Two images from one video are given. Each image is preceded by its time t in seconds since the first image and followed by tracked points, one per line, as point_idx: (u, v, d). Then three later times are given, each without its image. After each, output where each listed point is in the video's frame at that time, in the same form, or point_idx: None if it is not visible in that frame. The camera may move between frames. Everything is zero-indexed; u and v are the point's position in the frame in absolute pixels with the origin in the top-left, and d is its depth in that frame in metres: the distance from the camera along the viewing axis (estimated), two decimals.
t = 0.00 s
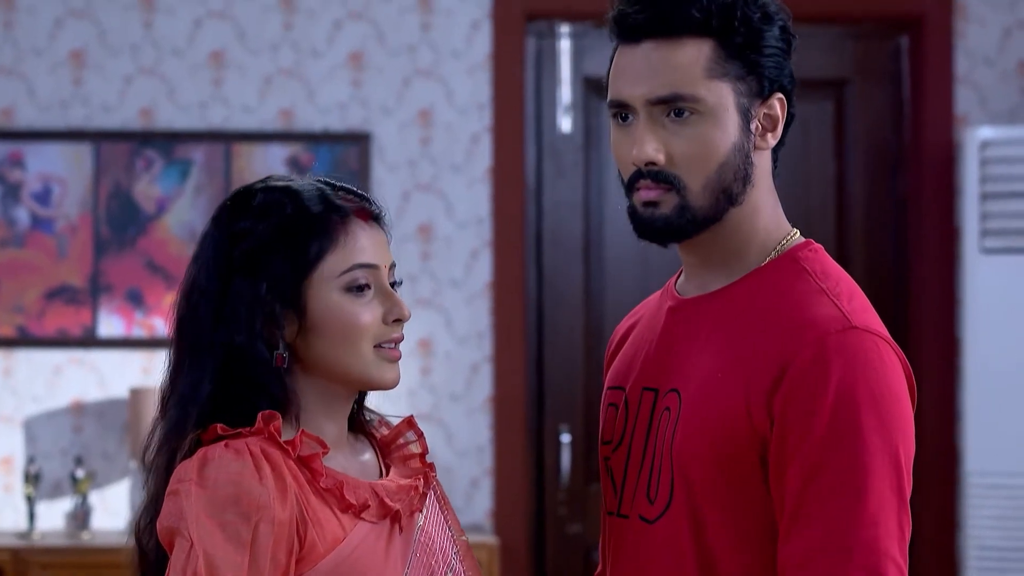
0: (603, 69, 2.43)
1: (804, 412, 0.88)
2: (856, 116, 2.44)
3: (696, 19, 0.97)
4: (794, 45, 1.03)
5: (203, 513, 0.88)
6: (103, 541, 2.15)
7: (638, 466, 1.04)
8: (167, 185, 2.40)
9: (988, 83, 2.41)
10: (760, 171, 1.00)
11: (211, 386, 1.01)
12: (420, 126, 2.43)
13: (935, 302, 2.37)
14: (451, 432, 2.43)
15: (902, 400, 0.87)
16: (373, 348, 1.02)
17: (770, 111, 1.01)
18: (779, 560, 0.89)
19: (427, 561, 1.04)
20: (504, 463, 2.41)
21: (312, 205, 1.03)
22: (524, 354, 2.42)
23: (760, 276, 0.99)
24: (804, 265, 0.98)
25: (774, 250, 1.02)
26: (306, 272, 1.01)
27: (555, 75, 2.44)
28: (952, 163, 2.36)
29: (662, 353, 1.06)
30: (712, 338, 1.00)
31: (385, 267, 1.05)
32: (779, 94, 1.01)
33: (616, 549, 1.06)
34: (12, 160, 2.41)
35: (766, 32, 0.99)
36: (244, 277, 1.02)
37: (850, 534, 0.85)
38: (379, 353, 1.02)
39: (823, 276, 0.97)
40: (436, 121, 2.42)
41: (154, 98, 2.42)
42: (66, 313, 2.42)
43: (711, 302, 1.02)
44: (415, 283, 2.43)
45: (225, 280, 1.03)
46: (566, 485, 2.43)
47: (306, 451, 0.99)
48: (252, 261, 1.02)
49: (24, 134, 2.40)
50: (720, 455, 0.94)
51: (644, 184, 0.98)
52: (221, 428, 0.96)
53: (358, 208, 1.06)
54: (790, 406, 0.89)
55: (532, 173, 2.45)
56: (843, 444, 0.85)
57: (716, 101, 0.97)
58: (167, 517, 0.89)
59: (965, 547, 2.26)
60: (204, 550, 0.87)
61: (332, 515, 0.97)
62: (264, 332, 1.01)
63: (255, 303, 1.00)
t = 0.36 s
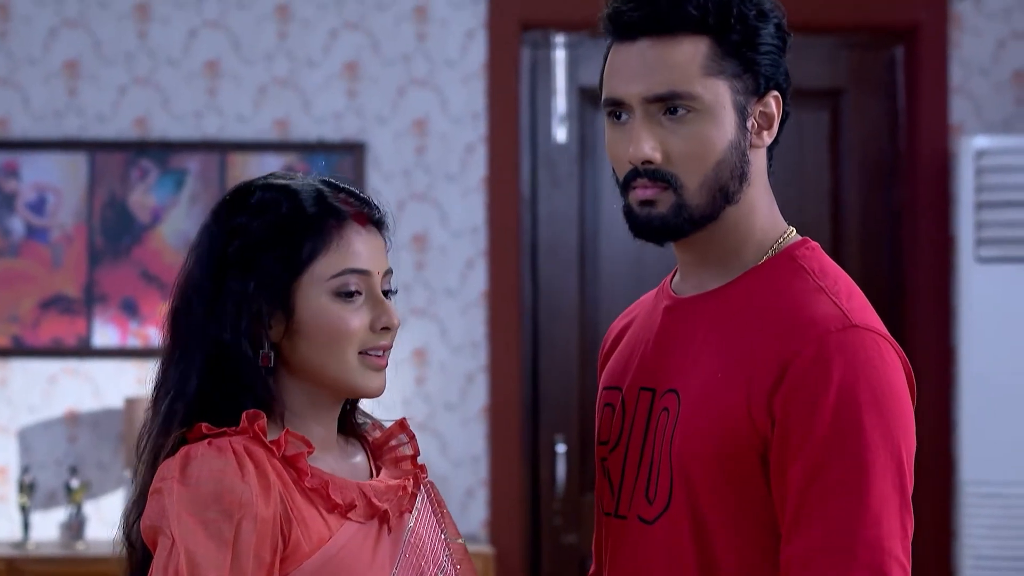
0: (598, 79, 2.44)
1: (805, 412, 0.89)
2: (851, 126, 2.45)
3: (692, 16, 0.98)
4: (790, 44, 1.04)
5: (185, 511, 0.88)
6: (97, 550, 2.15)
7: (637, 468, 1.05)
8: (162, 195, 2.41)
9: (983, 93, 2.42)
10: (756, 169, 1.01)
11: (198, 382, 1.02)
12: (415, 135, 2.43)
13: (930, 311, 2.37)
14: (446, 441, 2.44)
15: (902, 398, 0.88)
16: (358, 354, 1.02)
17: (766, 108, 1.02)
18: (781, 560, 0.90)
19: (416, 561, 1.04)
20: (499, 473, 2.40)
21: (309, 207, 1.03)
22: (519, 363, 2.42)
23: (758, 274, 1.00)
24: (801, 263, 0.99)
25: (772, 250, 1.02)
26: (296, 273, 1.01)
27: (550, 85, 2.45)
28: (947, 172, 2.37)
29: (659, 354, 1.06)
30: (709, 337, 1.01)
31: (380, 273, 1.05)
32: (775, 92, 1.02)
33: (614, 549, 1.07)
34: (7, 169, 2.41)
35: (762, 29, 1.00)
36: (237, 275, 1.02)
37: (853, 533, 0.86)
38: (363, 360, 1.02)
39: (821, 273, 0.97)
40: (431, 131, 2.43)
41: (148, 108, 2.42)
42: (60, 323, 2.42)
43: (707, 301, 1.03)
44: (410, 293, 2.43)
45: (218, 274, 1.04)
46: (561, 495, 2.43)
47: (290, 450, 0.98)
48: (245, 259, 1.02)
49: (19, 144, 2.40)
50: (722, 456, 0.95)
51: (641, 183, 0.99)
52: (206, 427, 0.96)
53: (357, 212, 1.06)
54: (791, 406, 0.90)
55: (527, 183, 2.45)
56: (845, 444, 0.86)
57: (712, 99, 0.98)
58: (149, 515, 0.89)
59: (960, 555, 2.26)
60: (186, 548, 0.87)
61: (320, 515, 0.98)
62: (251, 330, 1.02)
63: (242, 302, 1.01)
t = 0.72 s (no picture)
0: (595, 89, 2.45)
1: (804, 411, 0.89)
2: (847, 135, 2.47)
3: (694, 12, 0.99)
4: (790, 43, 1.05)
5: (174, 513, 0.89)
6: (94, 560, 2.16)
7: (635, 467, 1.05)
8: (159, 205, 2.41)
9: (981, 102, 2.42)
10: (755, 168, 1.02)
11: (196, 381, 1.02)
12: (412, 144, 2.43)
13: (928, 320, 2.38)
14: (443, 451, 2.43)
15: (901, 398, 0.89)
16: (353, 380, 1.00)
17: (766, 106, 1.02)
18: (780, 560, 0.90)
19: (409, 562, 1.04)
20: (496, 482, 2.40)
21: (329, 229, 1.02)
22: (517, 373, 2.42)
23: (757, 272, 1.00)
24: (801, 262, 0.99)
25: (772, 247, 1.02)
26: (304, 290, 1.00)
27: (547, 95, 2.46)
28: (945, 182, 2.38)
29: (658, 353, 1.07)
30: (707, 337, 1.01)
31: (389, 303, 1.03)
32: (776, 90, 1.03)
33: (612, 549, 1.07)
34: (4, 179, 2.41)
35: (763, 27, 1.01)
36: (245, 280, 1.01)
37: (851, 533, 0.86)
38: (357, 387, 1.01)
39: (821, 273, 0.98)
40: (428, 140, 2.43)
41: (146, 117, 2.42)
42: (57, 332, 2.42)
43: (706, 300, 1.03)
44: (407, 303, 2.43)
45: (229, 274, 1.03)
46: (559, 504, 2.45)
47: (281, 451, 0.99)
48: (254, 266, 1.02)
49: (17, 154, 2.40)
50: (720, 457, 0.95)
51: (640, 180, 0.99)
52: (196, 429, 0.96)
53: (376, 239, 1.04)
54: (790, 405, 0.90)
55: (524, 192, 2.46)
56: (844, 444, 0.87)
57: (712, 96, 0.98)
58: (138, 518, 0.90)
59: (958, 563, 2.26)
60: (175, 550, 0.88)
61: (311, 516, 0.98)
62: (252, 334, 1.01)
63: (243, 309, 1.01)
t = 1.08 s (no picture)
0: (591, 98, 2.46)
1: (798, 410, 0.90)
2: (843, 144, 2.47)
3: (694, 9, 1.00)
4: (789, 42, 1.06)
5: (165, 511, 0.91)
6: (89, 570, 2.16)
7: (632, 466, 1.07)
8: (154, 213, 2.41)
9: (975, 111, 2.43)
10: (752, 167, 1.03)
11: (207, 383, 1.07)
12: (407, 153, 2.43)
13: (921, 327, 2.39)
14: (439, 459, 2.43)
15: (896, 397, 0.89)
16: (365, 382, 1.03)
17: (764, 105, 1.03)
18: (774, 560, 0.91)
19: (414, 560, 1.08)
20: (491, 491, 2.40)
21: (345, 233, 1.05)
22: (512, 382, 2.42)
23: (752, 271, 1.01)
24: (797, 260, 1.00)
25: (769, 246, 1.04)
26: (319, 291, 1.03)
27: (542, 104, 2.46)
28: (939, 191, 2.39)
29: (655, 353, 1.08)
30: (703, 337, 1.03)
31: (405, 307, 1.05)
32: (774, 89, 1.04)
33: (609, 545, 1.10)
34: None
35: (762, 25, 1.02)
36: (261, 281, 1.05)
37: (844, 533, 0.87)
38: (370, 389, 1.03)
39: (818, 272, 0.99)
40: (423, 149, 2.43)
41: (141, 126, 2.43)
42: (52, 341, 2.42)
43: (702, 299, 1.05)
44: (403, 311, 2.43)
45: (247, 273, 1.07)
46: (554, 514, 2.45)
47: (279, 449, 1.02)
48: (269, 266, 1.05)
49: (12, 163, 2.41)
50: (716, 456, 0.96)
51: (635, 176, 1.00)
52: (196, 425, 1.00)
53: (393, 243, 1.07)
54: (784, 404, 0.91)
55: (519, 202, 2.46)
56: (838, 443, 0.87)
57: (709, 93, 0.99)
58: (134, 513, 0.92)
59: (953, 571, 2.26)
60: (164, 548, 0.90)
61: (308, 515, 1.01)
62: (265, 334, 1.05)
63: (258, 309, 1.04)
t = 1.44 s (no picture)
0: (586, 108, 2.46)
1: (793, 407, 0.91)
2: (838, 153, 2.48)
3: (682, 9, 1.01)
4: (781, 41, 1.08)
5: (160, 509, 0.97)
6: None
7: (626, 466, 1.08)
8: (149, 223, 2.41)
9: (970, 120, 2.44)
10: (741, 168, 1.04)
11: (208, 377, 1.13)
12: (402, 162, 2.44)
13: (917, 336, 2.40)
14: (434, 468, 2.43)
15: (891, 395, 0.90)
16: (365, 370, 1.07)
17: (754, 106, 1.04)
18: (770, 559, 0.92)
19: (421, 555, 1.12)
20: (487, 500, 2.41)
21: (339, 223, 1.09)
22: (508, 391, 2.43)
23: (746, 270, 1.03)
24: (791, 260, 1.01)
25: (762, 246, 1.04)
26: (317, 282, 1.07)
27: (537, 114, 2.47)
28: (935, 201, 2.41)
29: (650, 353, 1.09)
30: (698, 336, 1.04)
31: (403, 295, 1.08)
32: (765, 89, 1.05)
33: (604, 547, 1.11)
34: None
35: (752, 26, 1.03)
36: (262, 274, 1.10)
37: (840, 530, 0.88)
38: (370, 377, 1.07)
39: (812, 271, 1.00)
40: (418, 158, 2.43)
41: (136, 136, 2.43)
42: (48, 351, 2.41)
43: (696, 298, 1.06)
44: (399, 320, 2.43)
45: (247, 268, 1.12)
46: (549, 524, 2.45)
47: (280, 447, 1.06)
48: (269, 260, 1.10)
49: (7, 173, 2.41)
50: (711, 455, 0.97)
51: (623, 177, 1.02)
52: (198, 425, 1.05)
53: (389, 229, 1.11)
54: (780, 401, 0.92)
55: (515, 211, 2.47)
56: (833, 440, 0.88)
57: (696, 94, 1.01)
58: (137, 514, 0.99)
59: None
60: (159, 548, 0.95)
61: (309, 512, 1.05)
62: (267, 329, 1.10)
63: (259, 300, 1.10)
